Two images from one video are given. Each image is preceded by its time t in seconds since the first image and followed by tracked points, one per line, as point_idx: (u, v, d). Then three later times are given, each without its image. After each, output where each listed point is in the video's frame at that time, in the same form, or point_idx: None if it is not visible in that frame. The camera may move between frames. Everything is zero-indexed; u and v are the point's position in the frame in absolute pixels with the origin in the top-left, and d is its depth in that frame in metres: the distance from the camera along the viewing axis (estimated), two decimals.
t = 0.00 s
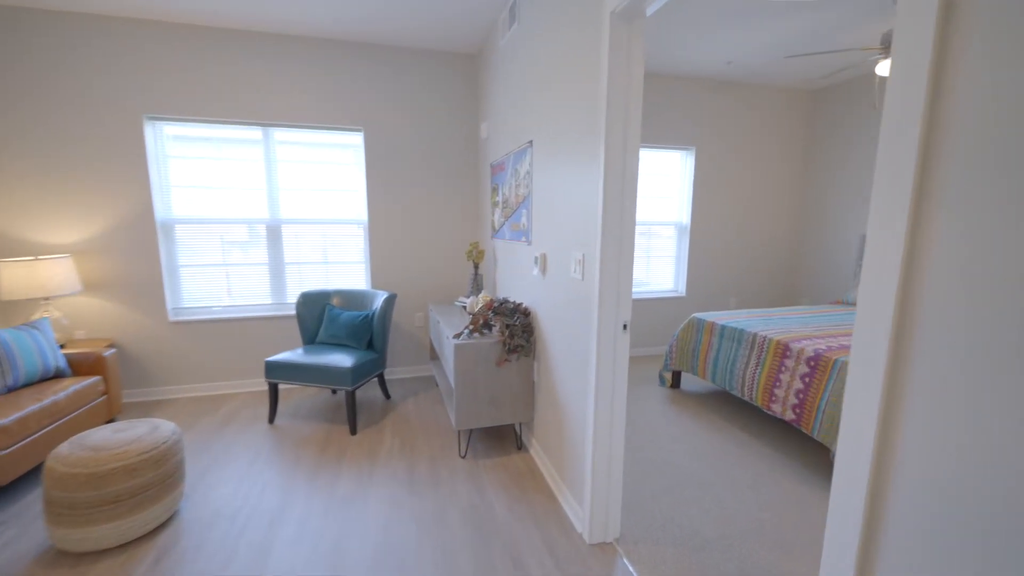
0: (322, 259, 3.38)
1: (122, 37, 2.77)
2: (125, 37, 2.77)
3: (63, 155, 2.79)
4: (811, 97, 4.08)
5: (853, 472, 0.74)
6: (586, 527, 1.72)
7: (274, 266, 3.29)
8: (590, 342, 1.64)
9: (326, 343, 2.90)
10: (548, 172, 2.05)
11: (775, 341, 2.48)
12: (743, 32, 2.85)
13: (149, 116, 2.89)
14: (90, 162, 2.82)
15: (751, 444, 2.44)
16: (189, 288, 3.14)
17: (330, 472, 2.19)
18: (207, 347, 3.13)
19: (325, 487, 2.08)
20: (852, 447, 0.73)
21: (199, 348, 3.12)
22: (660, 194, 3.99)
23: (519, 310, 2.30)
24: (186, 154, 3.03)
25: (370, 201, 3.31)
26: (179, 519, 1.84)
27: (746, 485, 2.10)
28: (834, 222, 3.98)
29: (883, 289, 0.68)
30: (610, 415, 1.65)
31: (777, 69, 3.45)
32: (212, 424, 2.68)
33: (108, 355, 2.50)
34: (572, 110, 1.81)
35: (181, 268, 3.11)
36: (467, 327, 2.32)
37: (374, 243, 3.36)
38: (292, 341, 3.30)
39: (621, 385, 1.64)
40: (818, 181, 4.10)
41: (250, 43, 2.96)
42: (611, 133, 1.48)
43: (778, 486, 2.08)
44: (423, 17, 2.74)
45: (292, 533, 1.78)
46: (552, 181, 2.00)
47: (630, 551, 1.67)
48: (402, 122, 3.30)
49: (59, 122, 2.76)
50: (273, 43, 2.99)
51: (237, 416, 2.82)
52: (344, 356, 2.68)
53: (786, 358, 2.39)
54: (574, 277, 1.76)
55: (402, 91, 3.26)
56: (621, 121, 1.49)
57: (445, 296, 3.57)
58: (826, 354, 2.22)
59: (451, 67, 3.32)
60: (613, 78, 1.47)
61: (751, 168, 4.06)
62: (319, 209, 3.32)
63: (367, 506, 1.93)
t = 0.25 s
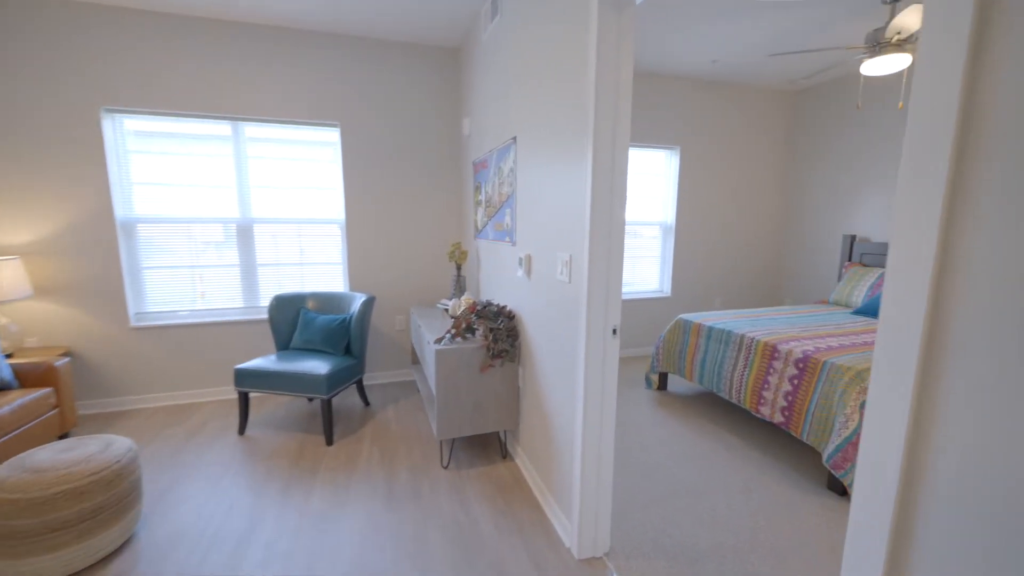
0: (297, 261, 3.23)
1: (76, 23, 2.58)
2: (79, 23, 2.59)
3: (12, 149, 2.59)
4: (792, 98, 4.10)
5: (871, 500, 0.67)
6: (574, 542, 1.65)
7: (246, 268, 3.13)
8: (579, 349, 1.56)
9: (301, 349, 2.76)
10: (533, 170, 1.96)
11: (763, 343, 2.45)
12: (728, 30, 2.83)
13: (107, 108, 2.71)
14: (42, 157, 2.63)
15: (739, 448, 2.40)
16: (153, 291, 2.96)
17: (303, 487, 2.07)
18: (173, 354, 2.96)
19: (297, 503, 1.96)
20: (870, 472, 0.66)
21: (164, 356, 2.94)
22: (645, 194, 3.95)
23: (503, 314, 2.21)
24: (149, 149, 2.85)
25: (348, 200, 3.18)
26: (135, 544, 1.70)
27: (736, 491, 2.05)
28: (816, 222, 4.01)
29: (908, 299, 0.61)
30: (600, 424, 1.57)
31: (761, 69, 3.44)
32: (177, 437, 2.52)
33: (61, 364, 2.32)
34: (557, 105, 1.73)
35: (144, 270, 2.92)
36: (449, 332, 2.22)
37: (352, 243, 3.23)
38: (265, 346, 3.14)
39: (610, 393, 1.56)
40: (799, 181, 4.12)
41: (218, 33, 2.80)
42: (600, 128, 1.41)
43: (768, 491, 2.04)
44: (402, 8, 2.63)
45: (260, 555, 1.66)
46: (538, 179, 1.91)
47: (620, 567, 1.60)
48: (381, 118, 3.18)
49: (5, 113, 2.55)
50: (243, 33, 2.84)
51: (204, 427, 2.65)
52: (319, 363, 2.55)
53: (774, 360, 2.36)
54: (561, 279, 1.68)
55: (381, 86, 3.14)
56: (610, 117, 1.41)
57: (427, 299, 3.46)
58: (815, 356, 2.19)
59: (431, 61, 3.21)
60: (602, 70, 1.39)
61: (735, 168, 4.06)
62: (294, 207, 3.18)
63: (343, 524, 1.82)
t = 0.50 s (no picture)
0: (268, 263, 3.08)
1: (20, 8, 2.39)
2: (23, 7, 2.39)
3: None
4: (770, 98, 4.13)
5: (894, 527, 0.60)
6: (561, 557, 1.57)
7: (212, 271, 2.95)
8: (565, 354, 1.49)
9: (271, 356, 2.61)
10: (514, 167, 1.88)
11: (748, 344, 2.43)
12: (708, 27, 2.81)
13: (55, 100, 2.51)
14: None
15: (725, 450, 2.37)
16: (110, 297, 2.76)
17: (273, 504, 1.93)
18: (133, 363, 2.78)
19: (266, 523, 1.83)
20: (889, 493, 0.60)
21: (124, 366, 2.76)
22: (627, 193, 3.92)
23: (485, 317, 2.12)
24: (103, 144, 2.66)
25: (321, 199, 3.04)
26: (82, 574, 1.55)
27: (724, 495, 2.01)
28: (795, 221, 4.04)
29: (919, 298, 0.56)
30: (587, 433, 1.50)
31: (740, 68, 3.44)
32: (135, 453, 2.35)
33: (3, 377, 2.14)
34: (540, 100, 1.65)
35: (99, 274, 2.73)
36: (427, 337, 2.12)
37: (326, 245, 3.09)
38: (234, 353, 2.98)
39: (598, 399, 1.49)
40: (778, 181, 4.16)
41: (179, 22, 2.64)
42: (584, 122, 1.33)
43: (757, 494, 2.01)
44: None
45: None
46: (519, 177, 1.83)
47: None
48: (356, 114, 3.05)
49: None
50: (206, 23, 2.69)
51: (166, 441, 2.48)
52: (291, 371, 2.41)
53: (760, 360, 2.34)
54: (545, 281, 1.60)
55: (355, 81, 3.02)
56: (595, 111, 1.34)
57: (406, 301, 3.35)
58: (800, 356, 2.17)
59: (407, 55, 3.10)
60: (586, 62, 1.31)
61: (715, 167, 4.07)
62: (264, 207, 3.02)
63: (314, 544, 1.70)
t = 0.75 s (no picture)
0: (235, 265, 2.91)
1: None
2: None
3: None
4: (747, 98, 4.16)
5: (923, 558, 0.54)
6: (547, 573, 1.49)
7: (173, 273, 2.77)
8: (549, 362, 1.41)
9: (237, 364, 2.46)
10: (495, 165, 1.80)
11: (732, 345, 2.40)
12: (689, 26, 2.79)
13: None
14: None
15: (710, 453, 2.34)
16: (58, 302, 2.56)
17: (238, 524, 1.80)
18: (86, 373, 2.59)
19: (229, 545, 1.70)
20: (918, 520, 0.54)
21: (77, 376, 2.57)
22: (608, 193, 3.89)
23: (464, 321, 2.03)
24: (48, 136, 2.45)
25: (292, 197, 2.90)
26: None
27: (710, 500, 1.98)
28: (773, 221, 4.08)
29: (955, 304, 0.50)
30: (573, 443, 1.43)
31: (720, 68, 3.45)
32: (87, 471, 2.17)
33: None
34: (520, 94, 1.57)
35: (46, 278, 2.52)
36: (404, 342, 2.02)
37: (297, 246, 2.95)
38: (198, 361, 2.81)
39: (584, 409, 1.42)
40: (756, 181, 4.19)
41: (133, 7, 2.47)
42: (569, 117, 1.26)
43: (743, 498, 1.98)
44: None
45: None
46: (500, 175, 1.75)
47: None
48: (328, 109, 2.92)
49: None
50: (165, 9, 2.52)
51: (122, 457, 2.31)
52: (258, 380, 2.27)
53: (744, 361, 2.31)
54: (527, 285, 1.52)
55: (327, 74, 2.89)
56: (579, 105, 1.26)
57: (383, 304, 3.23)
58: (784, 357, 2.15)
59: (382, 48, 2.99)
60: (570, 53, 1.24)
61: (695, 168, 4.08)
62: (230, 206, 2.86)
63: (282, 567, 1.58)
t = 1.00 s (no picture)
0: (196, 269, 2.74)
1: None
2: None
3: None
4: (723, 100, 4.19)
5: None
6: None
7: (128, 279, 2.58)
8: (532, 371, 1.34)
9: (198, 375, 2.30)
10: (473, 163, 1.71)
11: (714, 346, 2.38)
12: (668, 24, 2.77)
13: None
14: None
15: (693, 456, 2.32)
16: None
17: (199, 549, 1.67)
18: (29, 388, 2.38)
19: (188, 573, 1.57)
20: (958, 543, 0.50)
21: (19, 391, 2.37)
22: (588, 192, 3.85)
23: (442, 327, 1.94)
24: None
25: (258, 197, 2.74)
26: None
27: (694, 504, 1.95)
28: (748, 222, 4.13)
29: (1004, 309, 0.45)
30: (558, 456, 1.36)
31: (698, 68, 3.45)
32: (28, 495, 1.99)
33: None
34: (499, 89, 1.50)
35: None
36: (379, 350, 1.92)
37: (265, 248, 2.80)
38: (157, 372, 2.63)
39: (569, 419, 1.35)
40: (733, 182, 4.23)
41: None
42: (551, 113, 1.19)
43: (727, 501, 1.96)
44: None
45: None
46: (479, 174, 1.66)
47: None
48: (296, 104, 2.78)
49: None
50: None
51: (70, 478, 2.13)
52: (221, 392, 2.12)
53: (726, 363, 2.30)
54: (508, 289, 1.44)
55: (295, 68, 2.75)
56: (562, 100, 1.19)
57: (357, 309, 3.10)
58: (766, 358, 2.15)
59: (353, 42, 2.86)
60: (552, 45, 1.16)
61: (673, 168, 4.08)
62: (190, 206, 2.68)
63: None
